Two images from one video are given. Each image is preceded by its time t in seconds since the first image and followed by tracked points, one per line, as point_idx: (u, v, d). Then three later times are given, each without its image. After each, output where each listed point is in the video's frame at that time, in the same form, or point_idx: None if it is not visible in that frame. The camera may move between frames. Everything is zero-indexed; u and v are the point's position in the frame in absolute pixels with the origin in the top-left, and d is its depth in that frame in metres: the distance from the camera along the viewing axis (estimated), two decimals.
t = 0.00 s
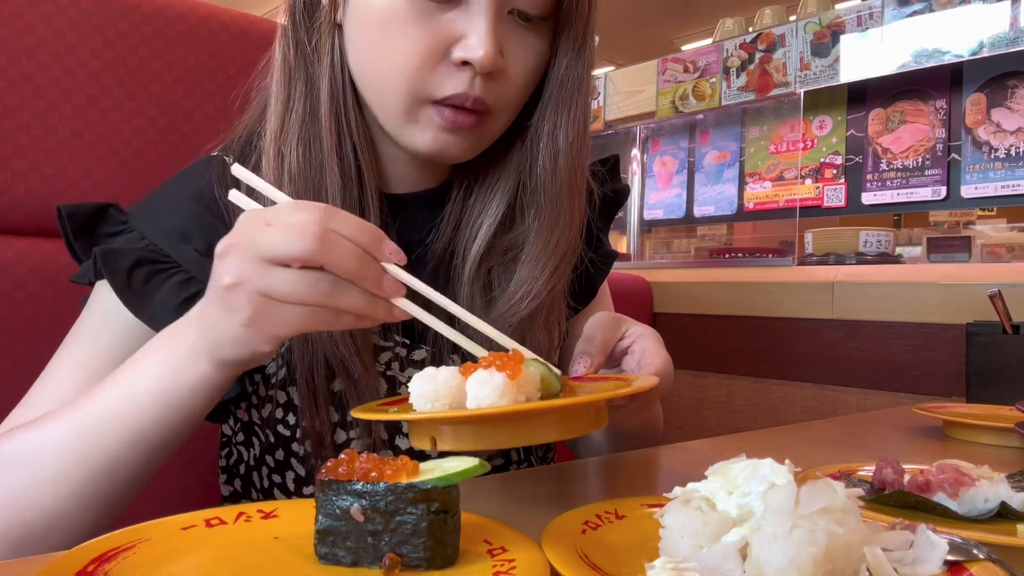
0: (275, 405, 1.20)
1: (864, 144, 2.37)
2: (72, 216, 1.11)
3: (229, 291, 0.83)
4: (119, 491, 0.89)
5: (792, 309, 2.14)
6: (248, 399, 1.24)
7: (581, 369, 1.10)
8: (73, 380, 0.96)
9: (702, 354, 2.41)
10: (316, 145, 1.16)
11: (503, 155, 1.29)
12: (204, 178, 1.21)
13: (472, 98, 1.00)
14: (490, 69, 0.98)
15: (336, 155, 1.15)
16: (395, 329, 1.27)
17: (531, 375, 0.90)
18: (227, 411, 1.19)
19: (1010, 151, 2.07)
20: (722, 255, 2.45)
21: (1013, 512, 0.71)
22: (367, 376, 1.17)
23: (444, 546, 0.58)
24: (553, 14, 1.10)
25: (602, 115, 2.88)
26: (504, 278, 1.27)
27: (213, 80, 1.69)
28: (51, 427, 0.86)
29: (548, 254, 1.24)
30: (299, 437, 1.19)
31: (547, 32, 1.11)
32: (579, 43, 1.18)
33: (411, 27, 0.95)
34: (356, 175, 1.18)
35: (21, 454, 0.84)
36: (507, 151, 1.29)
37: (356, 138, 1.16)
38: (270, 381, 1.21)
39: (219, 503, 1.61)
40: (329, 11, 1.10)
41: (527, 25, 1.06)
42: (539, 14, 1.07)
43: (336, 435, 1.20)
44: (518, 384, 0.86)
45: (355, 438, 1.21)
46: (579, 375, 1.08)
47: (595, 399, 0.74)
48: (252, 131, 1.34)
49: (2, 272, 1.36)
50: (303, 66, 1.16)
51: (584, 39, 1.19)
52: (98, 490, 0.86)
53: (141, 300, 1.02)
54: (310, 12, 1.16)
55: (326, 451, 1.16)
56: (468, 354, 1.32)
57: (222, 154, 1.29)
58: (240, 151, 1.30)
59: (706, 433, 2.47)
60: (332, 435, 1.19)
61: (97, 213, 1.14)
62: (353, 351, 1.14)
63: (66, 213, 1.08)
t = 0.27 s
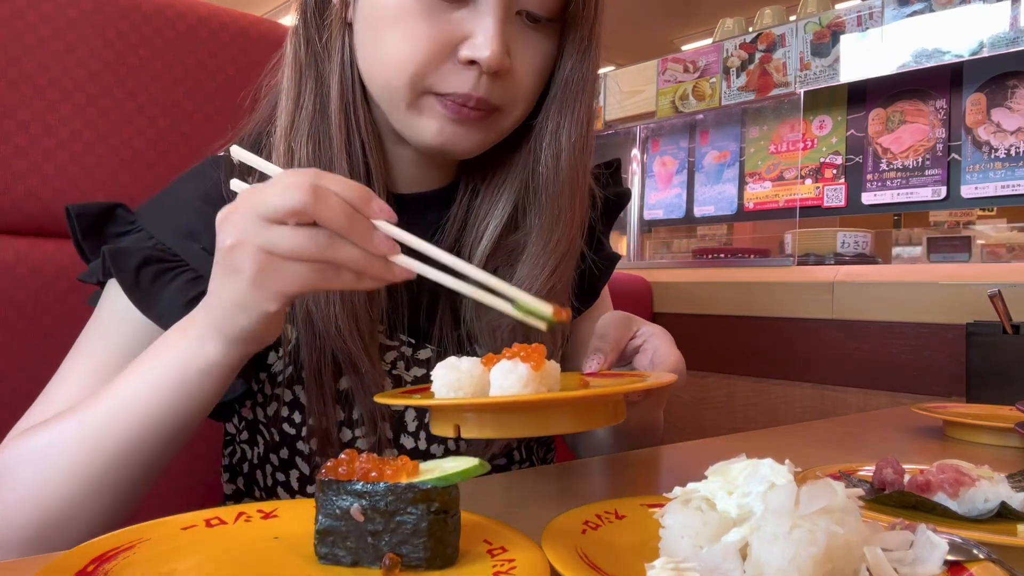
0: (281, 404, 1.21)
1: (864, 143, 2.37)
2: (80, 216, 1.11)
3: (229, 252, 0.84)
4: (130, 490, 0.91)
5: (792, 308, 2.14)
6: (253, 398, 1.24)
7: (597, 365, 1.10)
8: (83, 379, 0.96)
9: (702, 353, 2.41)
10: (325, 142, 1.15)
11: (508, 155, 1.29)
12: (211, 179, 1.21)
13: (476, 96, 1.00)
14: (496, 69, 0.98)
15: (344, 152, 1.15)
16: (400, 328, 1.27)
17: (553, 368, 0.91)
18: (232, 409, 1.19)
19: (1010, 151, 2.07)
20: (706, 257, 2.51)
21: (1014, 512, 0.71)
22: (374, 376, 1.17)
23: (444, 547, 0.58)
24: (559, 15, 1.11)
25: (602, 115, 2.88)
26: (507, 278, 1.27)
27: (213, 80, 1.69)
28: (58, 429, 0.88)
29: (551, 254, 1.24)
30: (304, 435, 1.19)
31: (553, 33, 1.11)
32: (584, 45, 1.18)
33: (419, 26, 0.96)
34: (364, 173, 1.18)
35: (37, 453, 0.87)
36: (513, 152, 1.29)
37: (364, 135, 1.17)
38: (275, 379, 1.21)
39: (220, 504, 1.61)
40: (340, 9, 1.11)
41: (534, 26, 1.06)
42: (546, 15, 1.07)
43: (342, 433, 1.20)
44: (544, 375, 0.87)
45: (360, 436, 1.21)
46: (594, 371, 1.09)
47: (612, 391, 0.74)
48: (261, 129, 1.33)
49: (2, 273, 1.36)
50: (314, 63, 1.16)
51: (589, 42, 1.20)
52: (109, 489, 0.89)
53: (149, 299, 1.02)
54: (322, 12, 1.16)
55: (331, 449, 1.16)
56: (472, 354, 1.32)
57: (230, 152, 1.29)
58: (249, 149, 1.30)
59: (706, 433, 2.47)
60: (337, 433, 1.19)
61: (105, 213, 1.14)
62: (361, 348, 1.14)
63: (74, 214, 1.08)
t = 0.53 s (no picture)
0: (285, 402, 1.21)
1: (864, 144, 2.37)
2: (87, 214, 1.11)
3: (240, 246, 0.86)
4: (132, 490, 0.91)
5: (792, 308, 2.14)
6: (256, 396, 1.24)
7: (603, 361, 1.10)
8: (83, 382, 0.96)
9: (702, 353, 2.41)
10: (331, 142, 1.16)
11: (516, 156, 1.29)
12: (217, 178, 1.21)
13: (479, 95, 1.00)
14: (500, 67, 0.98)
15: (350, 152, 1.15)
16: (404, 327, 1.27)
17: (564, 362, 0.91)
18: (236, 407, 1.19)
19: (1010, 151, 2.06)
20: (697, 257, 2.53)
21: (1014, 512, 0.71)
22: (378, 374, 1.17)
23: (444, 547, 0.58)
24: (563, 16, 1.11)
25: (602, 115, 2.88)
26: (513, 279, 1.27)
27: (213, 80, 1.68)
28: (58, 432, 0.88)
29: (557, 255, 1.23)
30: (307, 433, 1.19)
31: (558, 34, 1.11)
32: (591, 45, 1.18)
33: (423, 25, 0.96)
34: (368, 172, 1.18)
35: (41, 452, 0.87)
36: (520, 153, 1.29)
37: (369, 135, 1.17)
38: (280, 377, 1.21)
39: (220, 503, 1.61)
40: (347, 10, 1.10)
41: (538, 27, 1.06)
42: (551, 15, 1.07)
43: (345, 432, 1.20)
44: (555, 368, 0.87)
45: (363, 435, 1.21)
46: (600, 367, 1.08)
47: (623, 387, 0.74)
48: (267, 129, 1.33)
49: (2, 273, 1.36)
50: (320, 64, 1.16)
51: (596, 42, 1.19)
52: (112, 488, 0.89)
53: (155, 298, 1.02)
54: (328, 13, 1.16)
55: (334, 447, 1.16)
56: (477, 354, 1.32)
57: (235, 152, 1.29)
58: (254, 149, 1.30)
59: (706, 433, 2.47)
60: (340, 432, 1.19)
61: (112, 211, 1.14)
62: (365, 347, 1.15)
63: (81, 212, 1.08)
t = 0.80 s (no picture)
0: (286, 401, 1.21)
1: (864, 143, 2.37)
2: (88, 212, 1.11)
3: (221, 232, 0.85)
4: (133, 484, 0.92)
5: (792, 309, 2.14)
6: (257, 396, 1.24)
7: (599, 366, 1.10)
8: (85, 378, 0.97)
9: (702, 353, 2.41)
10: (332, 143, 1.16)
11: (516, 158, 1.29)
12: (218, 177, 1.21)
13: (479, 96, 1.00)
14: (499, 70, 0.98)
15: (351, 153, 1.15)
16: (404, 327, 1.28)
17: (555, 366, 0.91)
18: (236, 406, 1.20)
19: (1010, 151, 2.06)
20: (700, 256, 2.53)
21: (1014, 512, 0.71)
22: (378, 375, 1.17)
23: (444, 547, 0.58)
24: (563, 19, 1.11)
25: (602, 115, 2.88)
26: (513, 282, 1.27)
27: (213, 80, 1.68)
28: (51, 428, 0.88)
29: (557, 258, 1.23)
30: (308, 432, 1.19)
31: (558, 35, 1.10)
32: (591, 48, 1.18)
33: (423, 26, 0.96)
34: (369, 173, 1.18)
35: (37, 448, 0.87)
36: (520, 155, 1.29)
37: (370, 135, 1.17)
38: (280, 377, 1.21)
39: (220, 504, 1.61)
40: (348, 10, 1.10)
41: (538, 29, 1.06)
42: (551, 17, 1.07)
43: (345, 431, 1.20)
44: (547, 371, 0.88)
45: (363, 435, 1.21)
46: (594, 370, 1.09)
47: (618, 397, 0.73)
48: (268, 130, 1.33)
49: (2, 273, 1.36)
50: (321, 65, 1.16)
51: (596, 44, 1.19)
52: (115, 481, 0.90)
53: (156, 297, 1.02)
54: (329, 15, 1.17)
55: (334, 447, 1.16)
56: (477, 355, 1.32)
57: (236, 151, 1.29)
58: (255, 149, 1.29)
59: (706, 433, 2.47)
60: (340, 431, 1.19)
61: (113, 209, 1.14)
62: (365, 347, 1.15)
63: (83, 210, 1.08)
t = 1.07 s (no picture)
0: (284, 401, 1.21)
1: (865, 144, 2.37)
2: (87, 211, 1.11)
3: (240, 198, 0.91)
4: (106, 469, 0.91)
5: (792, 309, 2.14)
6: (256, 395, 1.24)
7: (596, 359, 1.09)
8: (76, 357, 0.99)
9: (702, 353, 2.41)
10: (330, 143, 1.16)
11: (516, 159, 1.29)
12: (218, 177, 1.22)
13: (477, 98, 1.00)
14: (496, 71, 0.98)
15: (349, 154, 1.15)
16: (404, 327, 1.28)
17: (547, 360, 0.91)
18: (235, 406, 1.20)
19: (1010, 151, 2.06)
20: (694, 257, 2.58)
21: (1014, 512, 0.71)
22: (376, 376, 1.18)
23: (444, 547, 0.58)
24: (562, 20, 1.11)
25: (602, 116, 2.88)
26: (512, 283, 1.27)
27: (213, 80, 1.68)
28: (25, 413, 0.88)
29: (554, 260, 1.23)
30: (306, 433, 1.19)
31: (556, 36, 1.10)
32: (589, 49, 1.17)
33: (420, 28, 0.96)
34: (368, 174, 1.18)
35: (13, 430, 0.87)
36: (520, 156, 1.29)
37: (369, 136, 1.17)
38: (279, 377, 1.21)
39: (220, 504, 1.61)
40: (346, 10, 1.11)
41: (536, 30, 1.06)
42: (549, 19, 1.07)
43: (344, 432, 1.20)
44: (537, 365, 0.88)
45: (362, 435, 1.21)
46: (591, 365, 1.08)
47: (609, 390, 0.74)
48: (267, 129, 1.34)
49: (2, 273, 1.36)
50: (319, 65, 1.16)
51: (595, 45, 1.18)
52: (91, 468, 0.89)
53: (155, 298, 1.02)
54: (327, 15, 1.16)
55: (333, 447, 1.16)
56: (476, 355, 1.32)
57: (236, 152, 1.29)
58: (255, 149, 1.30)
59: (706, 433, 2.47)
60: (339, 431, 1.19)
61: (112, 209, 1.14)
62: (363, 348, 1.15)
63: (82, 209, 1.08)
